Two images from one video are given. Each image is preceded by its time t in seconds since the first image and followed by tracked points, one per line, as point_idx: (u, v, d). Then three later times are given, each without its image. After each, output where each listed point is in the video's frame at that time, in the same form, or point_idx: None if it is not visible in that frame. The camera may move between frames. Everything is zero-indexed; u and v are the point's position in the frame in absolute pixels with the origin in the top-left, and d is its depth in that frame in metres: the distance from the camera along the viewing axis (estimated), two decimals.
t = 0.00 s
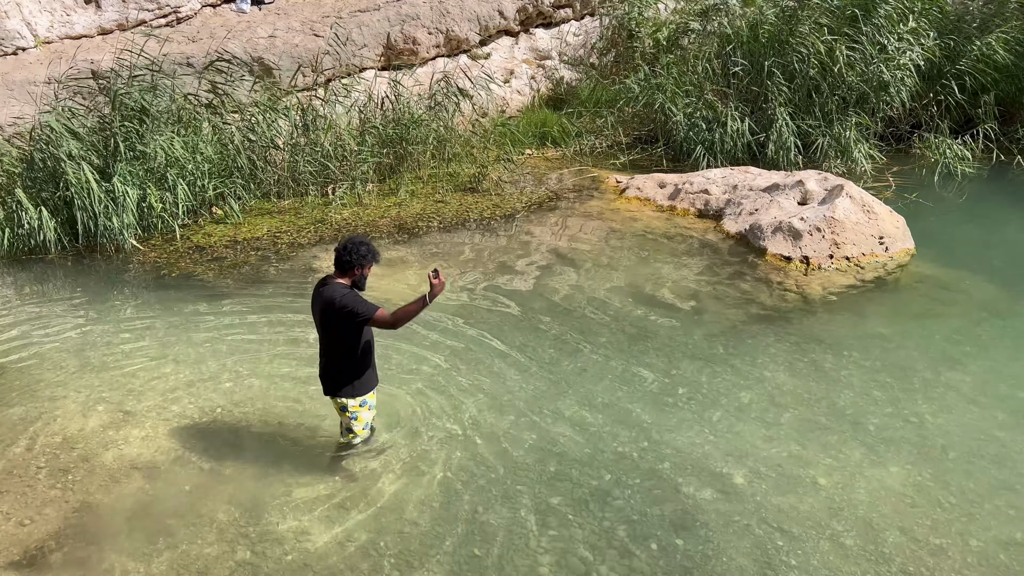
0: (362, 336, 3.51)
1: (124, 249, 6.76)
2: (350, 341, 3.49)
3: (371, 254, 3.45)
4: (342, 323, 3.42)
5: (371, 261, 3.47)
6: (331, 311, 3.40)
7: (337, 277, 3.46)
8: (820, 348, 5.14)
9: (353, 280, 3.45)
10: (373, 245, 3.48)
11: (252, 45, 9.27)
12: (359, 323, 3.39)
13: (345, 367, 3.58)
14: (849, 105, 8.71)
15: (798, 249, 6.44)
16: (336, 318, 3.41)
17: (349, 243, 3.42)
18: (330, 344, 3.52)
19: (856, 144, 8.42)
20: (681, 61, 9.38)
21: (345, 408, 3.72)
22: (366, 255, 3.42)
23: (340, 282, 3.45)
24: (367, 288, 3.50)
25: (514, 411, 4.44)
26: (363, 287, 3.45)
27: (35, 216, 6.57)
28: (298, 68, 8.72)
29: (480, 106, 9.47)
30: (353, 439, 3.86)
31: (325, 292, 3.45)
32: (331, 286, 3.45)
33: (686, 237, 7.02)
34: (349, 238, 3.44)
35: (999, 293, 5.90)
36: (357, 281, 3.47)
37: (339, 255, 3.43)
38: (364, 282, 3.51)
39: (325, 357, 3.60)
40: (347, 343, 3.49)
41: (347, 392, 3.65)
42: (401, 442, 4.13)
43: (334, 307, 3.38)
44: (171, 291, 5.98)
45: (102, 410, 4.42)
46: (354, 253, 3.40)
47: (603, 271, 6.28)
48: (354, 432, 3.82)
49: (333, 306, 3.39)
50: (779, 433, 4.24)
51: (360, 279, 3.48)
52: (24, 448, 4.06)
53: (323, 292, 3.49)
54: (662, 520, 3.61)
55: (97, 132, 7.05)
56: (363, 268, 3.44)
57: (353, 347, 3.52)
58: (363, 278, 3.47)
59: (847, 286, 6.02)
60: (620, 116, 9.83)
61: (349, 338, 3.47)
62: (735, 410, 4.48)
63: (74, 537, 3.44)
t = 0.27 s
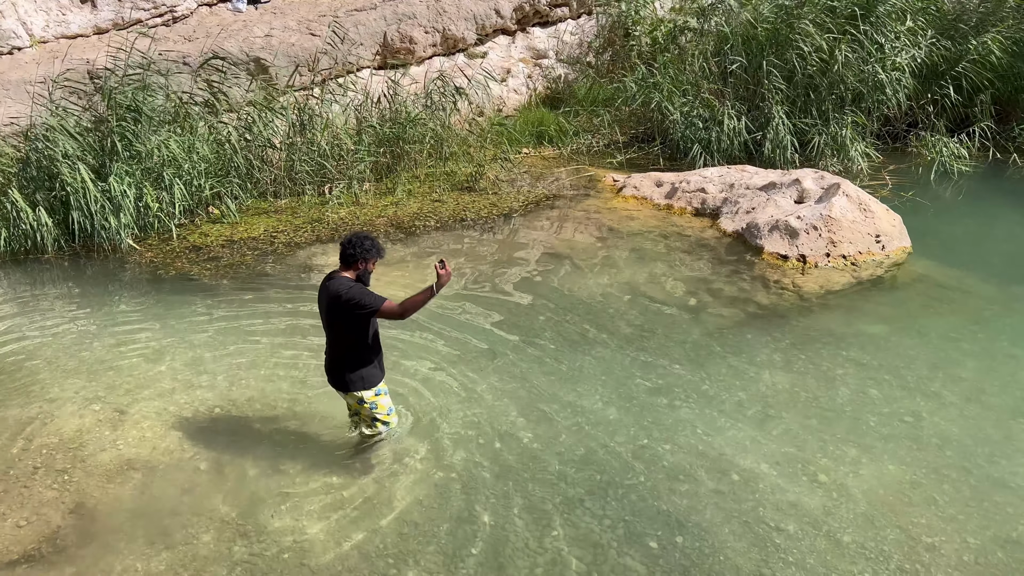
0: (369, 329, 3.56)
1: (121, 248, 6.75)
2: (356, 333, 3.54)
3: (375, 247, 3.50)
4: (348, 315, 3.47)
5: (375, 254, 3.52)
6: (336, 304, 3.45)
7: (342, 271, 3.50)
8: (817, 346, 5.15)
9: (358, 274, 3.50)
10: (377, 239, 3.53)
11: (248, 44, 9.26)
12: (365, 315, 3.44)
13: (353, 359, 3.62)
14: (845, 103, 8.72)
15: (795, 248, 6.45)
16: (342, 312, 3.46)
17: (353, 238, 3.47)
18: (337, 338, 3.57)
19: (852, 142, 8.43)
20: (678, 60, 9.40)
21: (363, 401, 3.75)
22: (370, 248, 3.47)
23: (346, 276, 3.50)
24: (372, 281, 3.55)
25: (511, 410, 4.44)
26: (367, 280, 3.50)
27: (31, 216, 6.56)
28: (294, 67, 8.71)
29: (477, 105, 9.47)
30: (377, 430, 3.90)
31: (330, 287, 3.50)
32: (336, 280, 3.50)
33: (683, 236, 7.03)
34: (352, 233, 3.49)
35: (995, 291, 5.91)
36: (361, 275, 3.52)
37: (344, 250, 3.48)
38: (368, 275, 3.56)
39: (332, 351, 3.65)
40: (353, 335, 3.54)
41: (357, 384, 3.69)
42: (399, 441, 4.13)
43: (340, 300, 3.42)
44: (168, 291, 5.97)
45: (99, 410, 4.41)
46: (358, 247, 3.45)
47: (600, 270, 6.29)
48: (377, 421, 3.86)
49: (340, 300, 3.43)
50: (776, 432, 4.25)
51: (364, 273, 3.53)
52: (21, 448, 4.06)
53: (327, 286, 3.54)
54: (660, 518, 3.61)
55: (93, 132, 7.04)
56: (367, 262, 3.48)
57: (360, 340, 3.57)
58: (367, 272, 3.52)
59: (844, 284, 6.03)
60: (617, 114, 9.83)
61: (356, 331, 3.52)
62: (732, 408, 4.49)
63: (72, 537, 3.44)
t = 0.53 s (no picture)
0: (373, 324, 3.61)
1: (118, 249, 6.74)
2: (361, 329, 3.59)
3: (378, 243, 3.56)
4: (352, 311, 3.52)
5: (378, 250, 3.58)
6: (341, 300, 3.51)
7: (345, 268, 3.55)
8: (814, 344, 5.15)
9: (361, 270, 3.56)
10: (378, 236, 3.58)
11: (245, 44, 9.24)
12: (370, 309, 3.50)
13: (358, 355, 3.65)
14: (842, 101, 8.72)
15: (791, 246, 6.46)
16: (347, 307, 3.51)
17: (355, 235, 3.52)
18: (341, 335, 3.60)
19: (849, 141, 8.43)
20: (675, 59, 9.40)
21: (368, 397, 3.77)
22: (373, 244, 3.53)
23: (349, 272, 3.55)
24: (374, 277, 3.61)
25: (508, 408, 4.44)
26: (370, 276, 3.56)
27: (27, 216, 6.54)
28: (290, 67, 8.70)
29: (474, 105, 9.47)
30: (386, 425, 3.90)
31: (334, 284, 3.55)
32: (339, 277, 3.55)
33: (681, 235, 7.03)
34: (354, 230, 3.55)
35: (992, 289, 5.92)
36: (364, 271, 3.57)
37: (346, 246, 3.52)
38: (371, 272, 3.62)
39: (336, 348, 3.67)
40: (358, 331, 3.58)
41: (362, 381, 3.70)
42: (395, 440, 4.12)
43: (346, 296, 3.48)
44: (165, 292, 5.96)
45: (95, 411, 4.40)
46: (360, 243, 3.50)
47: (597, 269, 6.29)
48: (384, 416, 3.86)
49: (345, 295, 3.49)
50: (773, 430, 4.25)
51: (366, 269, 3.58)
52: (17, 449, 4.05)
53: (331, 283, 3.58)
54: (657, 517, 3.61)
55: (89, 132, 7.02)
56: (370, 258, 3.54)
57: (364, 336, 3.62)
58: (370, 268, 3.58)
59: (841, 283, 6.04)
60: (614, 114, 9.83)
61: (361, 327, 3.58)
62: (729, 407, 4.49)
63: (68, 538, 3.43)
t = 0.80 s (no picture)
0: (377, 324, 3.61)
1: (115, 249, 6.74)
2: (365, 329, 3.59)
3: (381, 243, 3.58)
4: (356, 310, 3.53)
5: (381, 250, 3.59)
6: (345, 300, 3.51)
7: (348, 268, 3.57)
8: (812, 343, 5.16)
9: (365, 270, 3.57)
10: (381, 236, 3.60)
11: (242, 44, 9.23)
12: (374, 309, 3.50)
13: (362, 356, 3.64)
14: (839, 100, 8.72)
15: (789, 245, 6.46)
16: (351, 307, 3.52)
17: (359, 235, 3.54)
18: (345, 335, 3.60)
19: (846, 139, 8.44)
20: (673, 58, 9.40)
21: (368, 398, 3.75)
22: (376, 244, 3.54)
23: (352, 272, 3.56)
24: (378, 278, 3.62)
25: (507, 408, 4.44)
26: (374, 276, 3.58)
27: (24, 217, 6.53)
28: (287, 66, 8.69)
29: (472, 104, 9.47)
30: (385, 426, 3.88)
31: (338, 284, 3.56)
32: (343, 277, 3.56)
33: (678, 234, 7.03)
34: (357, 230, 3.57)
35: (989, 288, 5.93)
36: (367, 271, 3.59)
37: (350, 245, 3.54)
38: (374, 272, 3.63)
39: (340, 349, 3.67)
40: (362, 331, 3.58)
41: (366, 381, 3.69)
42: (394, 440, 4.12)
43: (350, 295, 3.49)
44: (163, 292, 5.95)
45: (93, 411, 4.39)
46: (363, 243, 3.52)
47: (595, 268, 6.29)
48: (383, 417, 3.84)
49: (349, 294, 3.51)
50: (771, 429, 4.25)
51: (370, 269, 3.59)
52: (15, 450, 4.04)
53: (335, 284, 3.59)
54: (656, 516, 3.61)
55: (87, 132, 7.01)
56: (374, 258, 3.55)
57: (368, 336, 3.62)
58: (373, 268, 3.59)
59: (839, 282, 6.05)
60: (612, 113, 9.83)
61: (365, 327, 3.58)
62: (727, 406, 4.49)
63: (66, 539, 3.43)
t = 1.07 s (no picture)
0: (384, 329, 3.60)
1: (113, 250, 6.73)
2: (372, 334, 3.57)
3: (385, 247, 3.54)
4: (362, 316, 3.50)
5: (385, 254, 3.56)
6: (351, 307, 3.48)
7: (353, 273, 3.53)
8: (810, 342, 5.16)
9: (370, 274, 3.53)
10: (385, 240, 3.56)
11: (239, 44, 9.22)
12: (380, 315, 3.47)
13: (369, 360, 3.64)
14: (837, 99, 8.73)
15: (787, 245, 6.46)
16: (357, 314, 3.49)
17: (363, 239, 3.49)
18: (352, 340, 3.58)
19: (844, 139, 8.45)
20: (670, 57, 9.41)
21: (374, 402, 3.77)
22: (380, 248, 3.51)
23: (357, 277, 3.53)
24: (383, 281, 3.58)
25: (505, 408, 4.44)
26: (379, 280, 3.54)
27: (22, 218, 6.51)
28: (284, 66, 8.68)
29: (470, 104, 9.47)
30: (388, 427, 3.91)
31: (343, 289, 3.52)
32: (348, 282, 3.52)
33: (677, 234, 7.03)
34: (361, 234, 3.52)
35: (987, 286, 5.94)
36: (372, 275, 3.55)
37: (353, 251, 3.50)
38: (379, 276, 3.60)
39: (347, 353, 3.66)
40: (369, 336, 3.57)
41: (374, 385, 3.70)
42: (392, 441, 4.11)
43: (356, 302, 3.46)
44: (162, 293, 5.94)
45: (91, 413, 4.38)
46: (368, 248, 3.48)
47: (593, 268, 6.29)
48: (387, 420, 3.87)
49: (355, 302, 3.46)
50: (770, 429, 4.25)
51: (375, 274, 3.56)
52: (13, 451, 4.03)
53: (339, 289, 3.55)
54: (654, 516, 3.61)
55: (84, 132, 7.00)
56: (379, 263, 3.52)
57: (375, 341, 3.61)
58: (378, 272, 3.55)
59: (837, 281, 6.05)
60: (610, 113, 9.83)
61: (372, 333, 3.57)
62: (725, 405, 4.49)
63: (65, 540, 3.42)
